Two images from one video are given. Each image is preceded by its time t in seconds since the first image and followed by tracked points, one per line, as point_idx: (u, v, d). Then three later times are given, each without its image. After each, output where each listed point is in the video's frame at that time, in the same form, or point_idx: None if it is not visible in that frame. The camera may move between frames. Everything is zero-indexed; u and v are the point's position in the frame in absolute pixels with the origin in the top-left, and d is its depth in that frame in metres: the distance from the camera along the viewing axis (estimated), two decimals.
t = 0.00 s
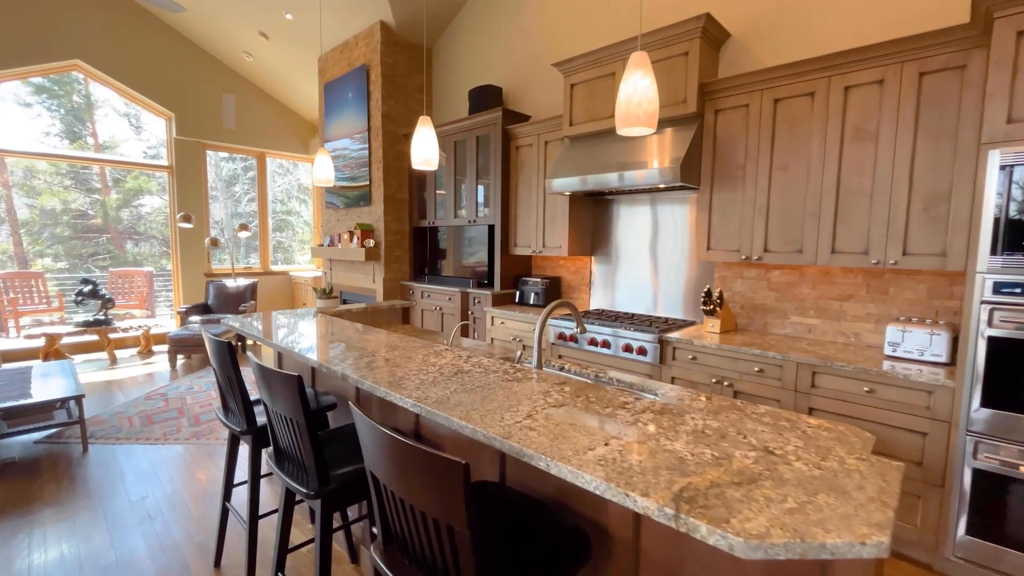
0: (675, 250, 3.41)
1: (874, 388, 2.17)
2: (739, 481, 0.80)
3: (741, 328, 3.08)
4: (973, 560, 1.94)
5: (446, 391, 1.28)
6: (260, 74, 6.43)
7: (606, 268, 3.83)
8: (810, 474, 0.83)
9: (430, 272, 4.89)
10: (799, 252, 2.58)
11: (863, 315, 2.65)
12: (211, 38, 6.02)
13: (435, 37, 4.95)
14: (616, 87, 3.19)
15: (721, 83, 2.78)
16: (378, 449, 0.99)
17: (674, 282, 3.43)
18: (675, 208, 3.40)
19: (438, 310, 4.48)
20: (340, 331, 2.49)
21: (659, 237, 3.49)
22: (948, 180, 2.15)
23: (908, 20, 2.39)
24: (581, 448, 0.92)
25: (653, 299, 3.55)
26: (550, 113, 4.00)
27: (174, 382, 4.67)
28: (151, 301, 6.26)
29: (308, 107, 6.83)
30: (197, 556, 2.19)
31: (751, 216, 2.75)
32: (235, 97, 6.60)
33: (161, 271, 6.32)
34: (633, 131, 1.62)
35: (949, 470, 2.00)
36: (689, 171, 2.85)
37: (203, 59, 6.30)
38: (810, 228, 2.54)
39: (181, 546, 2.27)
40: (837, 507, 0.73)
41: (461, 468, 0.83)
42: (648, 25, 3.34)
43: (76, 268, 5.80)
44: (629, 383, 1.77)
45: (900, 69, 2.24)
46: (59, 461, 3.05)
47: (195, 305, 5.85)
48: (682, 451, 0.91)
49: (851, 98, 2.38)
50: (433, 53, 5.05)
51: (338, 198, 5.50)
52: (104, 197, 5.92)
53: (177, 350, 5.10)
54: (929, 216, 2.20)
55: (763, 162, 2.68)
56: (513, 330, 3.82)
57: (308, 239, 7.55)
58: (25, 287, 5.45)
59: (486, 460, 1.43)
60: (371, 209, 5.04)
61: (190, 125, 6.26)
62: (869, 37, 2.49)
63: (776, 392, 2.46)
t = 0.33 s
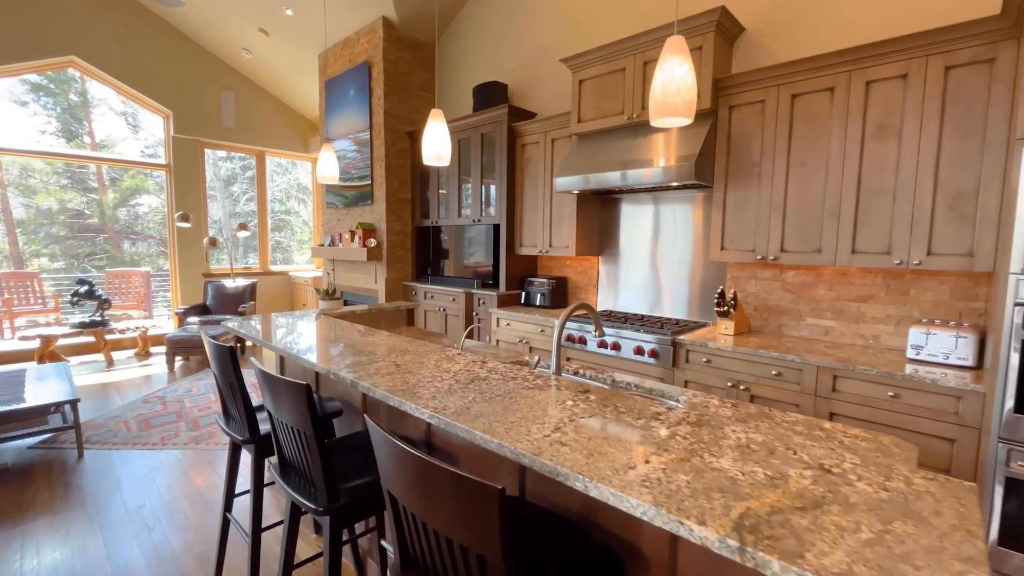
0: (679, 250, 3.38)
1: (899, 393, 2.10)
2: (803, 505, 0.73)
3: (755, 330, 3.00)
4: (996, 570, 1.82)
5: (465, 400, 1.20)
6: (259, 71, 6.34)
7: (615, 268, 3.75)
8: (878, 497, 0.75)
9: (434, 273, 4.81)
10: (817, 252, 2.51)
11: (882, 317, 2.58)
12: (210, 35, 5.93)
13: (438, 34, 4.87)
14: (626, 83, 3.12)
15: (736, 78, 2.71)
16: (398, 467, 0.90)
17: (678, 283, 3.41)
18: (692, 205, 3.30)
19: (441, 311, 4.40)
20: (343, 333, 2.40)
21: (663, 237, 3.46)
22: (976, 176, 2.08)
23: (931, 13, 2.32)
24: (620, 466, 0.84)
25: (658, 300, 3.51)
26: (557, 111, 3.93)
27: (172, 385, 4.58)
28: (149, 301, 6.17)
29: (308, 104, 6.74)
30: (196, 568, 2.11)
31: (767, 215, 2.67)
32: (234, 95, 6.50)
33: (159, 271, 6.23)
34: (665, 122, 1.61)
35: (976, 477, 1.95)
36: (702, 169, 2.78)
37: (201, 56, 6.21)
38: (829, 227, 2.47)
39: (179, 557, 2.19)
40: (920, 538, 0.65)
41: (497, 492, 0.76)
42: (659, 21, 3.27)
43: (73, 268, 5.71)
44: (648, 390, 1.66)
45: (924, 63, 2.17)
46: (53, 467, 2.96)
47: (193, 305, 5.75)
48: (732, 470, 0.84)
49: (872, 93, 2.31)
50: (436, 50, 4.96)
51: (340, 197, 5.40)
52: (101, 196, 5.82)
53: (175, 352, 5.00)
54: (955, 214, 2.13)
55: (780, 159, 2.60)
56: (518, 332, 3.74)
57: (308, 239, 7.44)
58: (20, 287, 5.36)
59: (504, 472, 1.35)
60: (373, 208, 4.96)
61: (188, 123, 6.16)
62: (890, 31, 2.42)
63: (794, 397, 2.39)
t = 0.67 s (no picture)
0: (686, 250, 3.32)
1: (921, 398, 2.04)
2: (872, 531, 0.66)
3: (767, 332, 2.94)
4: None
5: (484, 409, 1.12)
6: (256, 69, 6.25)
7: (621, 269, 3.68)
8: (951, 522, 0.68)
9: (435, 274, 4.73)
10: (833, 252, 2.45)
11: (898, 318, 2.52)
12: (205, 32, 5.83)
13: (439, 31, 4.80)
14: (635, 79, 3.05)
15: (749, 74, 2.65)
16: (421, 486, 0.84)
17: (684, 283, 3.35)
18: (698, 204, 3.26)
19: (443, 312, 4.32)
20: (344, 335, 2.32)
21: (669, 237, 3.40)
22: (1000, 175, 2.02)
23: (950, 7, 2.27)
24: (663, 486, 0.77)
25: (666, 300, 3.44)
26: (562, 109, 3.86)
27: (168, 388, 4.49)
28: (144, 302, 6.06)
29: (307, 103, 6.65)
30: None
31: (780, 215, 2.61)
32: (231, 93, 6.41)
33: (154, 272, 6.12)
34: (700, 114, 1.58)
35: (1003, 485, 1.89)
36: (714, 168, 2.71)
37: (198, 54, 6.11)
38: (845, 227, 2.41)
39: (175, 569, 2.10)
40: (1010, 569, 0.58)
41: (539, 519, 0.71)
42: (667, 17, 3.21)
43: (66, 269, 5.60)
44: (668, 396, 1.57)
45: (945, 58, 2.11)
46: (44, 474, 2.87)
47: (189, 307, 5.66)
48: (784, 489, 0.77)
49: (891, 89, 2.25)
50: (438, 47, 4.89)
51: (339, 197, 5.31)
52: (95, 196, 5.72)
53: (171, 354, 4.90)
54: (978, 214, 2.07)
55: (794, 157, 2.54)
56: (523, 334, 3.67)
57: (305, 240, 7.34)
58: (13, 288, 5.25)
59: (521, 485, 1.28)
60: (373, 208, 4.88)
61: (184, 122, 6.06)
62: (907, 26, 2.37)
63: (811, 401, 2.33)
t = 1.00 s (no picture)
0: (693, 252, 3.28)
1: (943, 403, 1.99)
2: (956, 564, 0.59)
3: (779, 335, 2.89)
4: None
5: (507, 422, 1.05)
6: (253, 68, 6.15)
7: (626, 270, 3.62)
8: None
9: (436, 276, 4.65)
10: (849, 254, 2.40)
11: (914, 321, 2.47)
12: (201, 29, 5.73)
13: (440, 29, 4.73)
14: (643, 77, 2.99)
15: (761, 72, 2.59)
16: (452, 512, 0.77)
17: (692, 286, 3.30)
18: (701, 205, 3.23)
19: (445, 315, 4.25)
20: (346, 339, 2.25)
21: (675, 239, 3.36)
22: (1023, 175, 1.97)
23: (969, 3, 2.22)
24: (718, 512, 0.70)
25: (675, 302, 3.39)
26: (566, 108, 3.80)
27: (162, 392, 4.38)
28: (137, 305, 5.94)
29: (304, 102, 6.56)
30: None
31: (793, 215, 2.56)
32: (227, 92, 6.31)
33: (148, 273, 6.01)
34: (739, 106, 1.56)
35: None
36: (725, 167, 2.66)
37: (192, 52, 6.01)
38: (861, 228, 2.35)
39: None
40: None
41: (589, 556, 0.65)
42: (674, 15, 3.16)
43: (58, 270, 5.47)
44: (688, 403, 1.50)
45: (966, 55, 2.06)
46: (34, 484, 2.77)
47: (184, 310, 5.55)
48: (850, 515, 0.70)
49: (909, 87, 2.20)
50: (438, 46, 4.82)
51: (338, 197, 5.22)
52: (87, 197, 5.60)
53: (165, 358, 4.79)
54: (1000, 215, 2.02)
55: (808, 157, 2.49)
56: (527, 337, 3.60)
57: (302, 241, 7.23)
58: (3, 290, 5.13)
59: (542, 500, 1.22)
60: (373, 209, 4.79)
61: (178, 121, 5.96)
62: (924, 23, 2.32)
63: (827, 406, 2.27)
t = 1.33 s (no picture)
0: (698, 254, 3.24)
1: (962, 408, 1.95)
2: None
3: (788, 338, 2.85)
4: None
5: (532, 436, 0.99)
6: (249, 66, 6.06)
7: (631, 272, 3.58)
8: None
9: (437, 277, 4.59)
10: (862, 256, 2.36)
11: (927, 324, 2.44)
12: (197, 27, 5.65)
13: (441, 28, 4.68)
14: (649, 76, 2.94)
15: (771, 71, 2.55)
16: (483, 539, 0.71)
17: (698, 288, 3.26)
18: (702, 207, 3.21)
19: (446, 317, 4.18)
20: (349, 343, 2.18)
21: (681, 240, 3.32)
22: None
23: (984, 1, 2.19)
24: (777, 538, 0.65)
25: (680, 304, 3.34)
26: (570, 107, 3.75)
27: (157, 397, 4.29)
28: (130, 307, 5.84)
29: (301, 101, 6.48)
30: None
31: (805, 217, 2.52)
32: (222, 91, 6.21)
33: (141, 275, 5.90)
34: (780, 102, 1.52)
35: None
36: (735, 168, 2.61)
37: (188, 50, 5.91)
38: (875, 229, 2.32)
39: None
40: None
41: None
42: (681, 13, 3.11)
43: (48, 272, 5.36)
44: (707, 411, 1.45)
45: (983, 54, 2.03)
46: (25, 493, 2.68)
47: (179, 312, 5.45)
48: (918, 541, 0.65)
49: (923, 86, 2.17)
50: (439, 45, 4.76)
51: (336, 198, 5.15)
52: (79, 197, 5.49)
53: (159, 361, 4.70)
54: (1018, 216, 1.99)
55: (820, 157, 2.45)
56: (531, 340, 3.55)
57: (298, 242, 7.15)
58: None
59: (562, 516, 1.17)
60: (373, 209, 4.72)
61: (173, 120, 5.86)
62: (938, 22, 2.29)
63: (842, 411, 2.23)
